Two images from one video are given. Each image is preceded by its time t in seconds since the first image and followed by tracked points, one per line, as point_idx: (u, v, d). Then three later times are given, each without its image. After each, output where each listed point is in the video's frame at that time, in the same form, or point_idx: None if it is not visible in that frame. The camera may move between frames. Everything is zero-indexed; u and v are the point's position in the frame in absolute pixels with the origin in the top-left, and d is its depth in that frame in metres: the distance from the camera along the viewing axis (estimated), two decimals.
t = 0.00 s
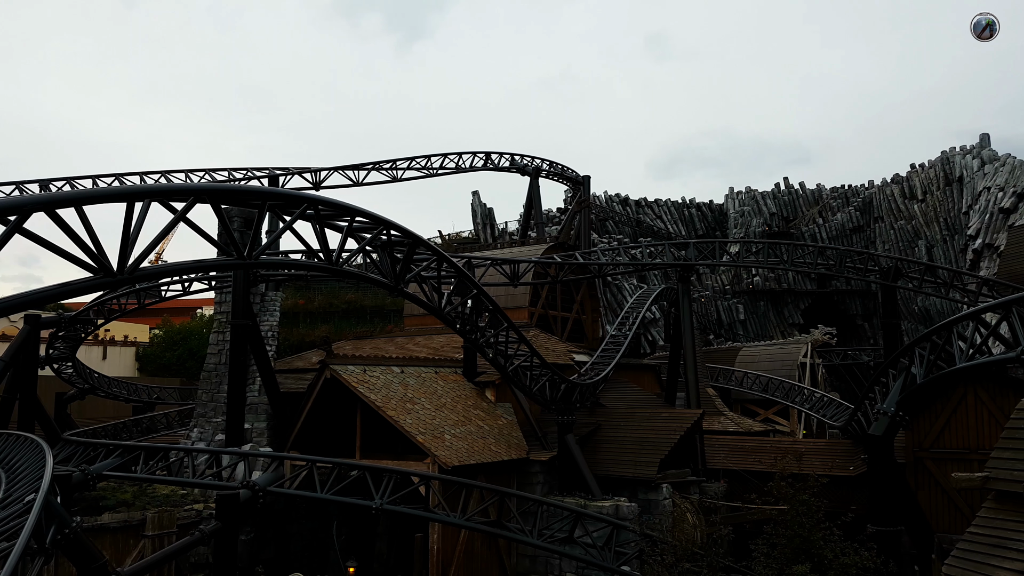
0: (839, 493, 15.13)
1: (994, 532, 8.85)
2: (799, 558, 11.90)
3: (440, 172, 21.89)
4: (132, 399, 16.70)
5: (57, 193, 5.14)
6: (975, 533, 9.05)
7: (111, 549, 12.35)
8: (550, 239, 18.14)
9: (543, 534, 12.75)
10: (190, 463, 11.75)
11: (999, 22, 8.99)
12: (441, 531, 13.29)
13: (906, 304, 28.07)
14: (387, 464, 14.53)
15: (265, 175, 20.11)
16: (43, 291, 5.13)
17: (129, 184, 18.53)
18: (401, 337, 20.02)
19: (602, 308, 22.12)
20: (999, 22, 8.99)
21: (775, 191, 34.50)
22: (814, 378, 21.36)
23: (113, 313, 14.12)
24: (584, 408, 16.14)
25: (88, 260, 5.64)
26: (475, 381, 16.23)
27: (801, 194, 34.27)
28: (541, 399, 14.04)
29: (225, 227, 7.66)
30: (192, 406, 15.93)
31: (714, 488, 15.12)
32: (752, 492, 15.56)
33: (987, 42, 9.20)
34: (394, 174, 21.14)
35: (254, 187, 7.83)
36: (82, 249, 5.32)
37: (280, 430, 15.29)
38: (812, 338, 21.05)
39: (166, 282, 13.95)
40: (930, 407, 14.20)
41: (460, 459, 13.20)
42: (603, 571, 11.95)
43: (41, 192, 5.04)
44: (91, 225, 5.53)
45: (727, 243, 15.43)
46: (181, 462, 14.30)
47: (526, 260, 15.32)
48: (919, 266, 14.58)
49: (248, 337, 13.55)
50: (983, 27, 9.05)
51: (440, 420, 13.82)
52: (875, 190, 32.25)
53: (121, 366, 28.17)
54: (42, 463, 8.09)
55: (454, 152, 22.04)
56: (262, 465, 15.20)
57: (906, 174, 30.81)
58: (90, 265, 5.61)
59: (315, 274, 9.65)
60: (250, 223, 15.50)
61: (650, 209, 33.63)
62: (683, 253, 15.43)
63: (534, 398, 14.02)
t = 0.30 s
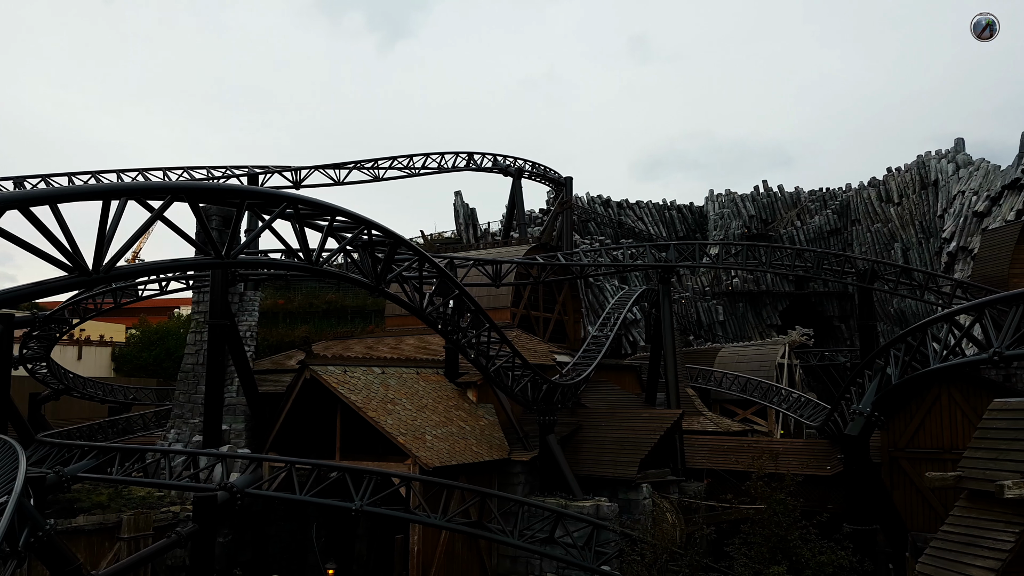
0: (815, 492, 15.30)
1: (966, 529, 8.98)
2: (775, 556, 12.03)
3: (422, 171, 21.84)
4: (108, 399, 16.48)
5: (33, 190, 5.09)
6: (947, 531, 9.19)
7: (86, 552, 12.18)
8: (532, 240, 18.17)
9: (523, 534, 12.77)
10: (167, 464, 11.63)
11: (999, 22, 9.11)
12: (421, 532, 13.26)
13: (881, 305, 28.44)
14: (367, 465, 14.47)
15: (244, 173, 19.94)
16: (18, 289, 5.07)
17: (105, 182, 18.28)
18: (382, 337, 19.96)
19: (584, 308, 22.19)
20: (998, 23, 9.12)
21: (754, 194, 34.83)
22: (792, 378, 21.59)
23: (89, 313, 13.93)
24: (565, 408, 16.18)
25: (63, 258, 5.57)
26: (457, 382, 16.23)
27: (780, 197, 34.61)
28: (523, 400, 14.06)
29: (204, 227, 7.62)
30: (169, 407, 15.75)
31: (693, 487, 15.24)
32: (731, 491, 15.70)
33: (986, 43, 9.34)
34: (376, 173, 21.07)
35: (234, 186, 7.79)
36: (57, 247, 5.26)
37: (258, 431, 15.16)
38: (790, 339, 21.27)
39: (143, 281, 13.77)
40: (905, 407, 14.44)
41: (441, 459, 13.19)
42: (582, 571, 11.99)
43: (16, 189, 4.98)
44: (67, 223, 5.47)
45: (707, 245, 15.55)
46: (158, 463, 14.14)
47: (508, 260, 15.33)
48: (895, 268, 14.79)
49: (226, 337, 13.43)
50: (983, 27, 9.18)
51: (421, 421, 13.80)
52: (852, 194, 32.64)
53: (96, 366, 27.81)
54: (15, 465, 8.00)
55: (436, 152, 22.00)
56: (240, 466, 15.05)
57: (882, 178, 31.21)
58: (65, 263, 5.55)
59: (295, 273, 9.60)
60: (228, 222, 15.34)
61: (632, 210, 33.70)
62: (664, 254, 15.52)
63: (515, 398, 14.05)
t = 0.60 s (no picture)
0: (783, 490, 15.56)
1: (927, 526, 9.20)
2: (743, 554, 12.21)
3: (396, 170, 21.74)
4: (71, 400, 16.14)
5: None
6: (909, 528, 9.42)
7: (47, 557, 11.91)
8: (507, 240, 18.19)
9: (495, 535, 12.78)
10: (131, 466, 11.40)
11: (999, 21, 9.24)
12: (392, 534, 13.18)
13: (847, 307, 28.95)
14: (338, 467, 14.34)
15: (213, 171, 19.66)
16: None
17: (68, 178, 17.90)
18: (355, 337, 19.82)
19: (558, 309, 22.28)
20: (999, 22, 9.24)
21: (724, 197, 35.26)
22: (761, 379, 21.91)
23: (51, 311, 13.62)
24: (539, 408, 16.24)
25: (24, 256, 5.44)
26: (431, 382, 16.20)
27: (749, 200, 35.11)
28: (497, 400, 14.10)
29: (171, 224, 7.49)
30: (135, 408, 15.48)
31: (664, 486, 15.40)
32: (701, 489, 15.91)
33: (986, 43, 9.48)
34: (349, 172, 20.93)
35: (201, 183, 7.68)
36: (18, 243, 5.14)
37: (225, 433, 14.92)
38: (759, 340, 21.59)
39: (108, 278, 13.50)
40: (871, 407, 14.78)
41: (413, 461, 13.15)
42: (554, 571, 12.04)
43: None
44: (28, 220, 5.35)
45: (680, 247, 15.71)
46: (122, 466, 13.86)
47: (484, 262, 15.32)
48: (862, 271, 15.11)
49: (194, 335, 13.20)
50: (983, 27, 9.32)
51: (393, 422, 13.73)
52: (819, 198, 33.24)
53: (59, 365, 27.25)
54: None
55: (411, 150, 21.92)
56: (208, 468, 14.81)
57: (849, 183, 31.83)
58: (27, 262, 5.43)
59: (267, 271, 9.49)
60: (196, 219, 15.09)
61: (608, 211, 33.33)
62: (638, 256, 15.67)
63: (489, 398, 14.08)
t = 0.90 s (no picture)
0: (741, 488, 15.82)
1: (880, 523, 9.43)
2: (702, 552, 12.38)
3: (359, 169, 21.58)
4: (19, 401, 15.65)
5: None
6: (863, 526, 9.65)
7: None
8: (471, 241, 18.16)
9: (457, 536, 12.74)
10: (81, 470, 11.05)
11: (998, 23, 9.50)
12: (352, 536, 13.06)
13: (804, 309, 29.52)
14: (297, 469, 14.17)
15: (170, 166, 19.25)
16: None
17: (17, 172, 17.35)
18: (316, 337, 19.59)
19: (522, 309, 22.32)
20: (998, 24, 9.50)
21: (686, 200, 35.71)
22: (720, 379, 22.23)
23: None
24: (503, 409, 16.27)
25: None
26: (393, 383, 16.11)
27: (710, 204, 35.60)
28: (461, 401, 14.11)
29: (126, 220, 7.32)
30: (87, 409, 15.08)
31: (625, 485, 15.55)
32: (662, 488, 16.10)
33: (986, 43, 9.55)
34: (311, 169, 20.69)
35: (157, 178, 7.52)
36: None
37: (181, 434, 14.58)
38: (719, 341, 21.90)
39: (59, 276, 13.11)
40: (825, 407, 15.11)
41: (375, 462, 13.07)
42: (516, 571, 12.06)
43: None
44: None
45: (643, 249, 15.85)
46: (72, 468, 13.48)
47: (447, 261, 15.51)
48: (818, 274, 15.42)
49: (149, 335, 12.90)
50: (984, 27, 9.48)
51: (354, 423, 13.61)
52: (777, 202, 33.84)
53: (8, 365, 26.45)
54: None
55: (375, 149, 21.77)
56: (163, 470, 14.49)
57: (806, 188, 32.48)
58: None
59: (225, 269, 9.34)
60: (152, 216, 14.73)
61: (571, 213, 33.87)
62: (602, 257, 15.88)
63: (453, 399, 14.07)
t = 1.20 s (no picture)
0: (703, 487, 16.00)
1: (838, 521, 9.62)
2: (665, 550, 12.49)
3: (323, 166, 21.38)
4: None
5: None
6: (821, 523, 9.82)
7: None
8: (437, 240, 18.07)
9: (421, 537, 12.69)
10: (34, 471, 10.76)
11: (999, 22, 8.30)
12: (314, 537, 12.92)
13: (765, 310, 29.96)
14: (258, 470, 13.96)
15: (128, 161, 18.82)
16: None
17: None
18: (279, 337, 19.33)
19: (487, 309, 22.30)
20: (999, 23, 8.30)
21: (651, 202, 36.00)
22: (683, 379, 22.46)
23: None
24: (468, 409, 16.25)
25: None
26: (357, 383, 15.99)
27: (674, 205, 35.94)
28: (425, 401, 14.07)
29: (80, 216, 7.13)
30: (40, 409, 14.69)
31: (589, 485, 15.64)
32: (625, 487, 16.22)
33: (988, 45, 8.55)
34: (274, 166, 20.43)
35: (114, 172, 7.34)
36: None
37: (138, 435, 14.27)
38: (682, 341, 22.12)
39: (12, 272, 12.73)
40: (785, 406, 15.39)
41: (338, 463, 12.97)
42: (480, 571, 12.04)
43: None
44: None
45: (608, 250, 15.95)
46: (25, 470, 13.11)
47: (413, 259, 15.73)
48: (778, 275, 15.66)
49: (105, 333, 12.59)
50: (983, 27, 8.39)
51: (317, 424, 13.48)
52: (739, 205, 34.28)
53: None
54: None
55: (340, 147, 21.57)
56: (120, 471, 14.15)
57: (768, 191, 32.95)
58: None
59: (184, 266, 9.15)
60: (109, 212, 14.38)
61: (537, 214, 33.95)
62: (567, 257, 16.14)
63: (418, 399, 14.05)
